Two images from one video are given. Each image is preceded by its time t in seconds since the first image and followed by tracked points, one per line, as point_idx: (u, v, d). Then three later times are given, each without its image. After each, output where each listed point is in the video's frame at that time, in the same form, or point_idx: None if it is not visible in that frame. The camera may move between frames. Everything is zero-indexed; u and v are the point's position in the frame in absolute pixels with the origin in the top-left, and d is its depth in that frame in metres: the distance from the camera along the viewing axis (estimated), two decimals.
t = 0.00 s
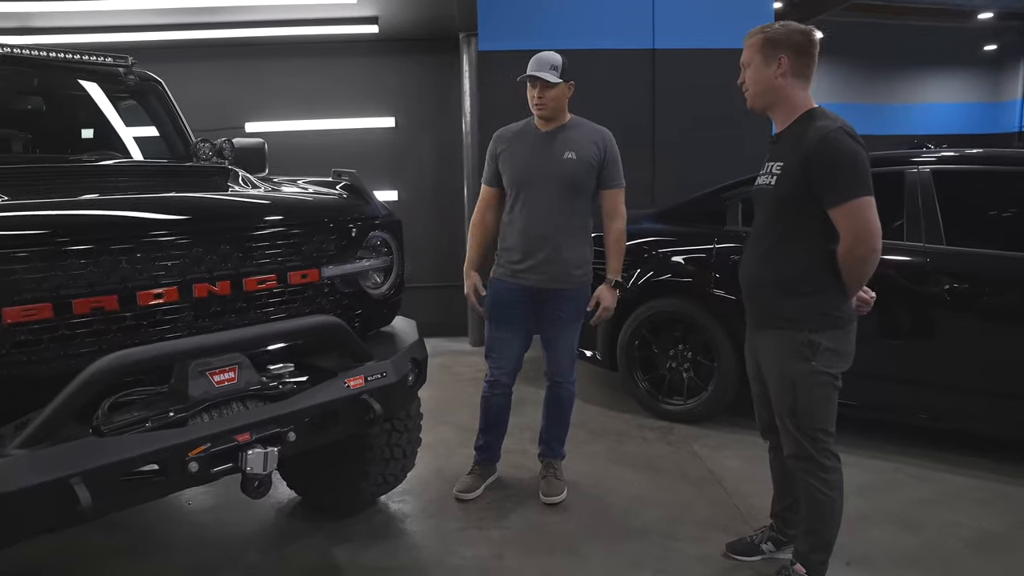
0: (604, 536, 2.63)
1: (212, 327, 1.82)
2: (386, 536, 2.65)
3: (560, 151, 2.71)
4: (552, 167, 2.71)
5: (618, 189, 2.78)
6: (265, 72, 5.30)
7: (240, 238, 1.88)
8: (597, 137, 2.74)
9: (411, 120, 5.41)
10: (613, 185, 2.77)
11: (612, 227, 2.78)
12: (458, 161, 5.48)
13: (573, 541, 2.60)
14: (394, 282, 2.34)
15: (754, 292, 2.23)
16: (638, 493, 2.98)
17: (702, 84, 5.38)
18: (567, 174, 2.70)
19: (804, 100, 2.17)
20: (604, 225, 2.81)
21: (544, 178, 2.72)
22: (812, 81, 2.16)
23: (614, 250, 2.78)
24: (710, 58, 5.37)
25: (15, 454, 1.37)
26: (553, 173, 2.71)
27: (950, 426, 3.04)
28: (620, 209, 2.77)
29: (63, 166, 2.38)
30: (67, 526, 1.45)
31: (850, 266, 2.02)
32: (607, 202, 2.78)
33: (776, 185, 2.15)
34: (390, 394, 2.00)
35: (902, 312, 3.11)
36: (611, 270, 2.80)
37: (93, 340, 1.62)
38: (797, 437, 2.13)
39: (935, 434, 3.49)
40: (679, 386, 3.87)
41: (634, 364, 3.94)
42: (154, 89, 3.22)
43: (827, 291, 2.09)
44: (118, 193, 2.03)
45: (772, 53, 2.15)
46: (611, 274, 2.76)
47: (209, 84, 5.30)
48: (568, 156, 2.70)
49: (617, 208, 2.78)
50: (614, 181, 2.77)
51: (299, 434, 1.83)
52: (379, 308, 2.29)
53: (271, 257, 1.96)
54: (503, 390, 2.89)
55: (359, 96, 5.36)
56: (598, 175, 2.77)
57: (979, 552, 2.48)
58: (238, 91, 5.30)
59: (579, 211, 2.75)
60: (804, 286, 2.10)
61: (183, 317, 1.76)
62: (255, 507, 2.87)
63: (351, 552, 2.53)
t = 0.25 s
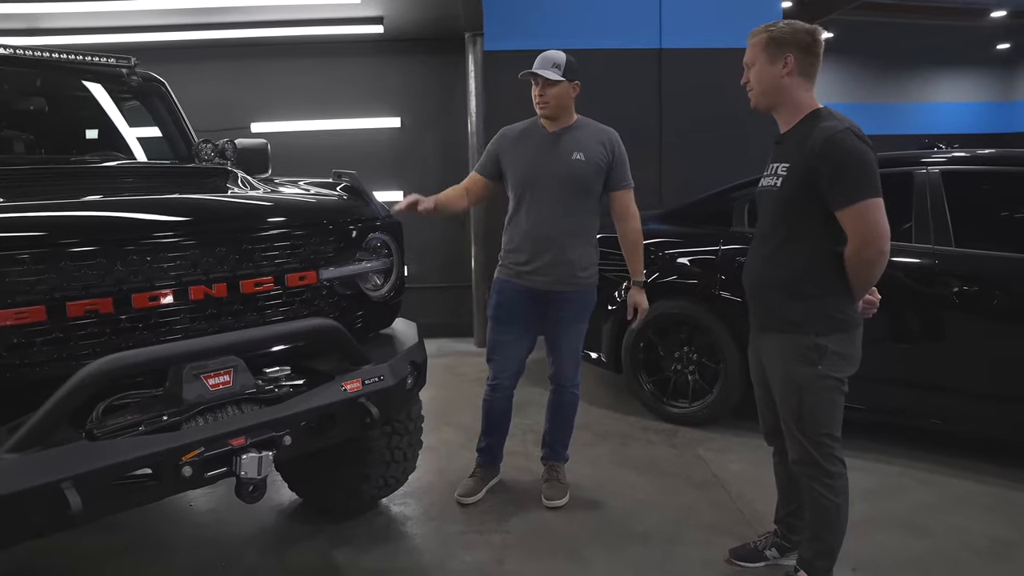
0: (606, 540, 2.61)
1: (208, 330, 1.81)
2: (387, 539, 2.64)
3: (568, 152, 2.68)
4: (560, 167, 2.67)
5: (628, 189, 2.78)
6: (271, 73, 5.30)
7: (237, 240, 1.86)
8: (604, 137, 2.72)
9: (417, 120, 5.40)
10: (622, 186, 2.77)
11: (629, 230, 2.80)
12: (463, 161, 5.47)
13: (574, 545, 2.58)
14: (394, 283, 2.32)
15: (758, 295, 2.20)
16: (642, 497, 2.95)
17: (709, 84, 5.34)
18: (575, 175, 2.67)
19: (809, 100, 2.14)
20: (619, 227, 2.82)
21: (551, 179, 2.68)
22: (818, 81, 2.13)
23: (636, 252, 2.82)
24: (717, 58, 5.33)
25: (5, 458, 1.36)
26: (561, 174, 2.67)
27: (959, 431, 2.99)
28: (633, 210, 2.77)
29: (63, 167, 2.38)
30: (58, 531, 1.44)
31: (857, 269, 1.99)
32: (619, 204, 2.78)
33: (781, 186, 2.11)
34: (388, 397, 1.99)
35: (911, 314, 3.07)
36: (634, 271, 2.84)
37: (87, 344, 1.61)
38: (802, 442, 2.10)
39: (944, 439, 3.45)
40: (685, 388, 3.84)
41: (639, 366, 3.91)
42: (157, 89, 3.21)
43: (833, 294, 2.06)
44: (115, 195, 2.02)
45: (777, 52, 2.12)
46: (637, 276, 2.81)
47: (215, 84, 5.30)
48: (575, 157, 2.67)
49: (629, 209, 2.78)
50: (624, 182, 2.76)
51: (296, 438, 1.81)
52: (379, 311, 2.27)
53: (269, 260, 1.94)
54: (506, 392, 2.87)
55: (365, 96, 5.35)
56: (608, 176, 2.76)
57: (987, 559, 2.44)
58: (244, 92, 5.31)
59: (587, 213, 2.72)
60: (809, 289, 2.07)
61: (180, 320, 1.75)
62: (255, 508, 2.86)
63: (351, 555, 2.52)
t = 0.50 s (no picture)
0: (607, 544, 2.59)
1: (206, 333, 1.80)
2: (387, 541, 2.63)
3: (576, 151, 2.61)
4: (568, 167, 2.60)
5: (629, 193, 2.78)
6: (277, 73, 5.30)
7: (235, 243, 1.86)
8: (610, 139, 2.69)
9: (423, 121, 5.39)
10: (625, 188, 2.76)
11: (624, 232, 2.79)
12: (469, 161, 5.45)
13: (575, 548, 2.56)
14: (394, 286, 2.31)
15: (762, 298, 2.17)
16: (644, 500, 2.93)
17: (716, 84, 5.31)
18: (583, 175, 2.61)
19: (813, 101, 2.11)
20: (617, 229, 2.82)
21: (559, 179, 2.60)
22: (822, 81, 2.11)
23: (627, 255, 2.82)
24: (725, 58, 5.30)
25: None
26: (570, 174, 2.60)
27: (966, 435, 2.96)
28: (633, 213, 2.77)
29: (65, 168, 2.38)
30: (52, 535, 1.43)
31: (864, 271, 1.96)
32: (620, 206, 2.77)
33: (787, 188, 2.08)
34: (387, 400, 1.98)
35: (919, 317, 3.03)
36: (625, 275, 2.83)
37: (83, 347, 1.60)
38: (807, 447, 2.08)
39: (952, 443, 3.41)
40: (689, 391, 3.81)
41: (644, 368, 3.89)
42: (161, 91, 3.18)
43: (838, 297, 2.03)
44: (114, 197, 2.02)
45: (782, 52, 2.09)
46: (628, 280, 2.80)
47: (221, 84, 5.32)
48: (583, 157, 2.61)
49: (629, 211, 2.77)
50: (627, 185, 2.76)
51: (294, 441, 1.80)
52: (378, 313, 2.26)
53: (267, 262, 1.93)
54: (513, 395, 2.70)
55: (370, 96, 5.34)
56: (613, 177, 2.73)
57: (994, 565, 2.41)
58: (250, 92, 5.32)
59: (593, 214, 2.67)
60: (815, 292, 2.04)
61: (177, 322, 1.74)
62: (256, 510, 2.86)
63: (351, 557, 2.51)
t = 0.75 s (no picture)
0: (611, 548, 2.57)
1: (205, 336, 1.80)
2: (389, 544, 2.62)
3: (579, 155, 2.47)
4: (572, 171, 2.45)
5: (629, 196, 2.67)
6: (284, 74, 5.31)
7: (235, 246, 1.85)
8: (612, 141, 2.56)
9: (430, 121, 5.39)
10: (625, 192, 2.66)
11: (621, 235, 2.69)
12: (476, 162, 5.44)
13: (578, 552, 2.54)
14: (397, 288, 2.31)
15: (767, 301, 2.15)
16: (649, 504, 2.91)
17: (724, 84, 5.27)
18: (588, 180, 2.47)
19: (818, 103, 2.09)
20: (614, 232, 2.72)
21: (563, 184, 2.46)
22: (827, 84, 2.09)
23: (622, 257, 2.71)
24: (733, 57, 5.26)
25: None
26: (575, 179, 2.45)
27: (976, 440, 2.92)
28: (631, 217, 2.68)
29: (70, 171, 2.39)
30: (49, 538, 1.43)
31: (871, 275, 1.94)
32: (620, 209, 2.67)
33: (792, 191, 2.06)
34: (386, 404, 1.97)
35: (927, 320, 3.00)
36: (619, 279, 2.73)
37: (82, 350, 1.60)
38: (811, 453, 2.05)
39: (962, 447, 3.37)
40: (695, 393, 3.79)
41: (649, 371, 3.87)
42: (166, 92, 3.21)
43: (844, 301, 2.01)
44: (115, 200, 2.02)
45: (788, 52, 2.06)
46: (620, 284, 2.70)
47: (229, 86, 5.33)
48: (587, 161, 2.47)
49: (628, 215, 2.68)
50: (627, 188, 2.65)
51: (292, 445, 1.80)
52: (379, 316, 2.25)
53: (267, 265, 1.93)
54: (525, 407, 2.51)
55: (377, 97, 5.34)
56: (614, 181, 2.62)
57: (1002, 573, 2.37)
58: (258, 93, 5.33)
59: (596, 220, 2.54)
60: (821, 295, 2.02)
61: (175, 325, 1.74)
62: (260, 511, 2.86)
63: (352, 559, 2.50)
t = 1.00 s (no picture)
0: (613, 553, 2.55)
1: (204, 338, 1.80)
2: (391, 547, 2.62)
3: (572, 155, 2.41)
4: (566, 173, 2.40)
5: (627, 194, 2.62)
6: (292, 75, 5.33)
7: (234, 248, 1.85)
8: (606, 139, 2.50)
9: (437, 122, 5.38)
10: (622, 190, 2.60)
11: (621, 235, 2.64)
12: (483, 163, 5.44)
13: (580, 557, 2.53)
14: (398, 290, 2.30)
15: (769, 306, 2.12)
16: (652, 509, 2.89)
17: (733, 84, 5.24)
18: (582, 181, 2.41)
19: (822, 104, 2.07)
20: (615, 232, 2.67)
21: (557, 187, 2.41)
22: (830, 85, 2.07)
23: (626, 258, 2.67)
24: (742, 57, 5.22)
25: None
26: (568, 181, 2.40)
27: (984, 445, 2.89)
28: (632, 215, 2.62)
29: (73, 173, 2.40)
30: (42, 541, 1.43)
31: (874, 279, 1.92)
32: (619, 208, 2.62)
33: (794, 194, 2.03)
34: (384, 407, 1.97)
35: (936, 324, 2.96)
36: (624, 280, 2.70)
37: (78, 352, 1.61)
38: (813, 459, 2.03)
39: (971, 453, 3.33)
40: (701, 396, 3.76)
41: (655, 373, 3.85)
42: (171, 93, 3.23)
43: (847, 305, 1.98)
44: (118, 202, 2.03)
45: (793, 53, 2.04)
46: (628, 285, 2.68)
47: (238, 87, 5.36)
48: (581, 161, 2.41)
49: (628, 213, 2.62)
50: (625, 185, 2.59)
51: (289, 448, 1.79)
52: (380, 318, 2.24)
53: (266, 268, 1.93)
54: (527, 415, 2.45)
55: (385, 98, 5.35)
56: (610, 179, 2.56)
57: None
58: (266, 94, 5.35)
59: (593, 221, 2.49)
60: (823, 300, 2.00)
61: (173, 328, 1.74)
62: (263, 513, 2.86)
63: (353, 562, 2.50)
